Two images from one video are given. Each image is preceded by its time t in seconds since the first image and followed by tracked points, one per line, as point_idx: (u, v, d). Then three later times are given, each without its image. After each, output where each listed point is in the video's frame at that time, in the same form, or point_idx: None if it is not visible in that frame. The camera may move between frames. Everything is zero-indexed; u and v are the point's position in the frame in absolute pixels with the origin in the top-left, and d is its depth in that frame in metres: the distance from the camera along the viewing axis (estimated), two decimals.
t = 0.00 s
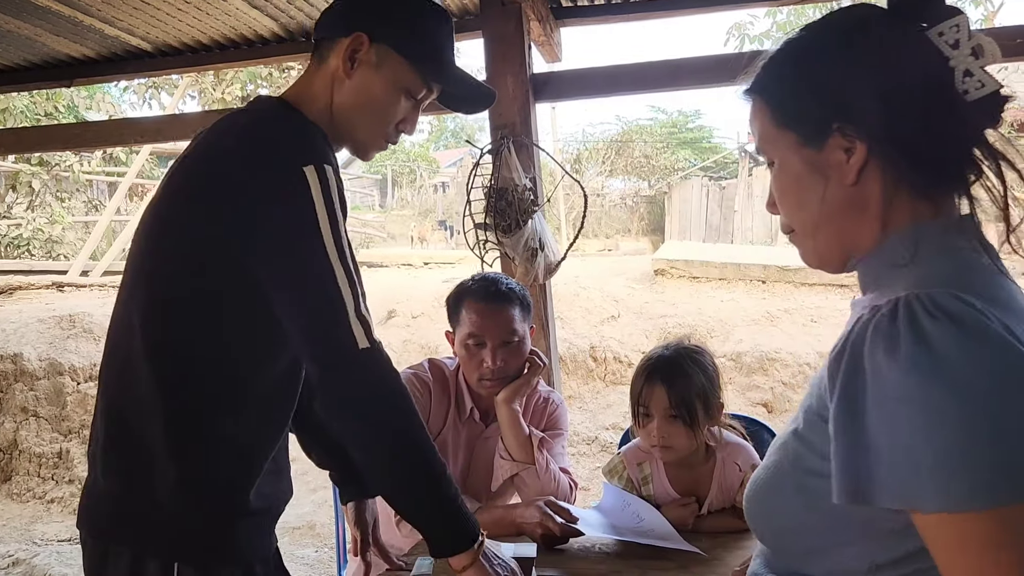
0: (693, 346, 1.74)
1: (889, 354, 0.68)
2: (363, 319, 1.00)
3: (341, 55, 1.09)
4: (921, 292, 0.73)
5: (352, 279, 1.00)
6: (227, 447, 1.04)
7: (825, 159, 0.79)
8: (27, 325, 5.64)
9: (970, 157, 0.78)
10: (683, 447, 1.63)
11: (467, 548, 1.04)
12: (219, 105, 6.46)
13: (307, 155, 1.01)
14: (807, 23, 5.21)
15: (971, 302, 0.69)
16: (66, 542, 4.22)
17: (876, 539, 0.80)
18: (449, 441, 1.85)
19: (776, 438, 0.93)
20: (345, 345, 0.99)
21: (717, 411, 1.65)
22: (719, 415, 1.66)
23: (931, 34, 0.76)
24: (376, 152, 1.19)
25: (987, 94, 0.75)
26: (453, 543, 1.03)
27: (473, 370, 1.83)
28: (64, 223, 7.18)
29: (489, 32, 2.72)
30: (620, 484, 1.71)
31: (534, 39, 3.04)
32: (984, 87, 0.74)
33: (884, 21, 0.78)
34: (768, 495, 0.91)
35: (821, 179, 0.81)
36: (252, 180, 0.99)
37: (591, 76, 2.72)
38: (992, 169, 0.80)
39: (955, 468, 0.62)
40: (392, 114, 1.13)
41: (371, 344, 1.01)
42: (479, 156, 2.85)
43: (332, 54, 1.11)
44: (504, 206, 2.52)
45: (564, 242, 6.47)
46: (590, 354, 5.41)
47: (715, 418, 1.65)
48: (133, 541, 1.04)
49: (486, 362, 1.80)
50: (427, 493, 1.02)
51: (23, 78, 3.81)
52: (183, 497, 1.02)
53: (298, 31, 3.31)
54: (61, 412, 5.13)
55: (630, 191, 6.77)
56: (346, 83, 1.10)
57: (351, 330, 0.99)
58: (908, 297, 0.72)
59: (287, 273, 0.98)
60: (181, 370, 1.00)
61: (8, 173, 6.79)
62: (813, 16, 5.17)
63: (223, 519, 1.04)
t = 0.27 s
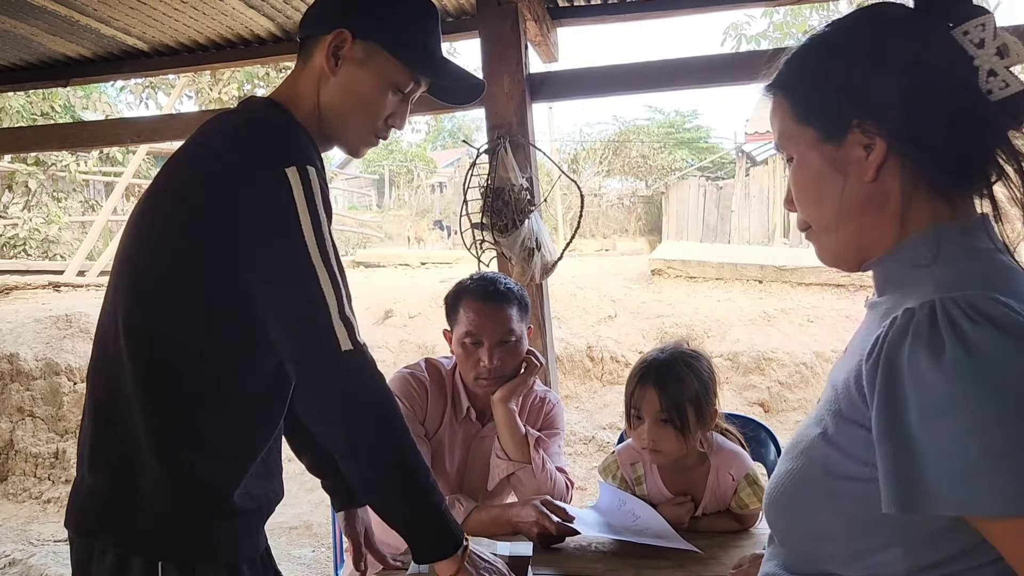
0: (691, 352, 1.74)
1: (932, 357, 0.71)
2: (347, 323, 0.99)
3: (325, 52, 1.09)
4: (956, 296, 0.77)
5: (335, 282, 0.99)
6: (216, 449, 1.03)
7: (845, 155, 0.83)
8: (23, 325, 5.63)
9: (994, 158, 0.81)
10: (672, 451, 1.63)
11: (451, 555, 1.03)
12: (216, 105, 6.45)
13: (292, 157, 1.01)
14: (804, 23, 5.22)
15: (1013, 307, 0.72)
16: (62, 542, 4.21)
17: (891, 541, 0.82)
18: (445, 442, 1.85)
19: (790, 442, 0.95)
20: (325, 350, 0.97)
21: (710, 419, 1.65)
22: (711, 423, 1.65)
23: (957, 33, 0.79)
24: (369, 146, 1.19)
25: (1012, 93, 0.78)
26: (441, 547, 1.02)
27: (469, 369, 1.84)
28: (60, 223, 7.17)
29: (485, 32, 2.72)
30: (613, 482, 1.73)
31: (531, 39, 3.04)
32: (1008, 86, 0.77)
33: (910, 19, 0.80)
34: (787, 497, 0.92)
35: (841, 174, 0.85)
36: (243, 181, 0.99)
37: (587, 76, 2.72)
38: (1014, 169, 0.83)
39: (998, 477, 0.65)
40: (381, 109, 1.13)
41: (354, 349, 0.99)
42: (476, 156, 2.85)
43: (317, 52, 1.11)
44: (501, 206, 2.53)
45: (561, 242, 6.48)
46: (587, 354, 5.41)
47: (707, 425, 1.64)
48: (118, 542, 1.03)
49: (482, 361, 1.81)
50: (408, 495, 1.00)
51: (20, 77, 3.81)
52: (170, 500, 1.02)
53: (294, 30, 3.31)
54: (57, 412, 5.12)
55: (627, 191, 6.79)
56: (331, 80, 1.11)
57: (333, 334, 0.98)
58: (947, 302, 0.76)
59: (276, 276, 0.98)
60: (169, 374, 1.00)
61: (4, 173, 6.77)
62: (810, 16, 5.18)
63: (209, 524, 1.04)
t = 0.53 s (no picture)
0: (698, 355, 1.73)
1: (934, 353, 0.72)
2: (303, 332, 0.95)
3: (302, 45, 1.07)
4: (957, 292, 0.78)
5: (294, 290, 0.95)
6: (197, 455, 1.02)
7: (836, 158, 0.86)
8: (22, 326, 5.63)
9: (975, 169, 0.83)
10: (667, 450, 1.64)
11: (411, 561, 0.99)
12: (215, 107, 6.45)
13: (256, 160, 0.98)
14: (802, 24, 5.23)
15: (1011, 302, 0.74)
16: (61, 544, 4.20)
17: (898, 536, 0.83)
18: (443, 443, 1.85)
19: (791, 448, 0.96)
20: (281, 361, 0.94)
21: (709, 424, 1.64)
22: (711, 427, 1.65)
23: (945, 48, 0.80)
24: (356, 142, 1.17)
25: (993, 106, 0.79)
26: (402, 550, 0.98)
27: (467, 369, 1.84)
28: (59, 224, 7.16)
29: (484, 34, 2.73)
30: (612, 477, 1.73)
31: (529, 40, 3.04)
32: (992, 99, 0.78)
33: (906, 31, 0.82)
34: (792, 500, 0.93)
35: (831, 175, 0.87)
36: (203, 185, 0.97)
37: (586, 76, 2.73)
38: (997, 177, 0.85)
39: (996, 469, 0.67)
40: (363, 103, 1.10)
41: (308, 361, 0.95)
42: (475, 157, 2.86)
43: (294, 46, 1.09)
44: (499, 207, 2.53)
45: (559, 243, 6.48)
46: (586, 355, 5.41)
47: (707, 429, 1.64)
48: (106, 548, 1.04)
49: (479, 361, 1.81)
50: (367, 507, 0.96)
51: (18, 78, 3.80)
52: (155, 505, 1.02)
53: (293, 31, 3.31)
54: (56, 413, 5.12)
55: (626, 192, 6.80)
56: (309, 74, 1.09)
57: (287, 343, 0.94)
58: (948, 298, 0.77)
59: (235, 282, 0.95)
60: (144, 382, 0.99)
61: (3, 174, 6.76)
62: (808, 17, 5.18)
63: (197, 527, 1.04)
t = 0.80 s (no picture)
0: (698, 350, 1.73)
1: (924, 357, 0.73)
2: (182, 326, 0.93)
3: (268, 21, 1.10)
4: (948, 294, 0.78)
5: (185, 278, 0.94)
6: (188, 456, 1.06)
7: (829, 164, 0.86)
8: (21, 329, 5.63)
9: (965, 178, 0.84)
10: (666, 444, 1.63)
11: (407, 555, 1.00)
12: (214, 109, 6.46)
13: (173, 149, 0.98)
14: (802, 26, 5.23)
15: (1000, 303, 0.74)
16: (60, 546, 4.20)
17: (895, 535, 0.83)
18: (443, 445, 1.85)
19: (789, 449, 0.96)
20: (154, 364, 0.92)
21: (708, 420, 1.64)
22: (710, 423, 1.65)
23: (937, 61, 0.81)
24: (325, 120, 1.20)
25: (982, 118, 0.80)
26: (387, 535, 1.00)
27: (466, 370, 1.85)
28: (58, 227, 7.16)
29: (483, 36, 2.73)
30: (612, 479, 1.72)
31: (528, 43, 3.05)
32: (982, 111, 0.79)
33: (901, 42, 0.83)
34: (789, 500, 0.93)
35: (822, 181, 0.87)
36: (120, 189, 0.96)
37: (585, 79, 2.73)
38: (985, 185, 0.87)
39: (985, 469, 0.68)
40: (331, 76, 1.13)
41: (183, 356, 0.93)
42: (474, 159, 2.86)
43: (260, 24, 1.12)
44: (498, 209, 2.53)
45: (559, 245, 6.48)
46: (585, 357, 5.41)
47: (707, 425, 1.64)
48: (124, 558, 1.07)
49: (477, 360, 1.81)
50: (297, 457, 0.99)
51: (17, 81, 3.81)
52: (163, 508, 1.05)
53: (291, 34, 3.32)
54: (56, 416, 5.12)
55: (626, 194, 6.80)
56: (276, 49, 1.11)
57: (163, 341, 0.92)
58: (940, 299, 0.78)
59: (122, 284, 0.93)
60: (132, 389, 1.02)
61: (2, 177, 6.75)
62: (807, 20, 5.19)
63: (206, 525, 1.07)
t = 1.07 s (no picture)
0: (703, 354, 1.73)
1: (926, 363, 0.73)
2: (135, 323, 0.83)
3: (228, 13, 1.04)
4: (951, 299, 0.78)
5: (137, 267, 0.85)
6: (191, 456, 1.03)
7: (842, 164, 0.86)
8: (22, 334, 5.64)
9: (972, 188, 0.84)
10: (665, 446, 1.63)
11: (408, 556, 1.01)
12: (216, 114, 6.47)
13: (123, 145, 0.91)
14: (802, 30, 5.24)
15: (1003, 310, 0.74)
16: (61, 551, 4.19)
17: (894, 538, 0.82)
18: (444, 449, 1.85)
19: (790, 451, 0.96)
20: (105, 362, 0.82)
21: (709, 426, 1.64)
22: (710, 429, 1.64)
23: (957, 67, 0.81)
24: (292, 112, 1.14)
25: (999, 128, 0.80)
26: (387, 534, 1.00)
27: (468, 370, 1.85)
28: (60, 231, 7.18)
29: (483, 41, 2.73)
30: (610, 485, 1.71)
31: (529, 47, 3.05)
32: (998, 122, 0.80)
33: (920, 44, 0.82)
34: (789, 502, 0.93)
35: (832, 180, 0.87)
36: (83, 188, 0.90)
37: (585, 83, 2.73)
38: (997, 196, 0.87)
39: (980, 474, 0.68)
40: (298, 70, 1.07)
41: (138, 352, 0.83)
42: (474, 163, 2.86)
43: (222, 16, 1.06)
44: (499, 214, 2.53)
45: (560, 249, 6.48)
46: (587, 360, 5.41)
47: (706, 431, 1.64)
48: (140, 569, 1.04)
49: (479, 360, 1.82)
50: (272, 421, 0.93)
51: (18, 86, 3.81)
52: (175, 516, 1.02)
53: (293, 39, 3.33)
54: (57, 421, 5.12)
55: (627, 197, 6.81)
56: (239, 43, 1.05)
57: (113, 339, 0.82)
58: (942, 304, 0.77)
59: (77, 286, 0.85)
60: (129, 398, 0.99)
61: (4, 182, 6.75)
62: (808, 23, 5.20)
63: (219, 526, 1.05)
